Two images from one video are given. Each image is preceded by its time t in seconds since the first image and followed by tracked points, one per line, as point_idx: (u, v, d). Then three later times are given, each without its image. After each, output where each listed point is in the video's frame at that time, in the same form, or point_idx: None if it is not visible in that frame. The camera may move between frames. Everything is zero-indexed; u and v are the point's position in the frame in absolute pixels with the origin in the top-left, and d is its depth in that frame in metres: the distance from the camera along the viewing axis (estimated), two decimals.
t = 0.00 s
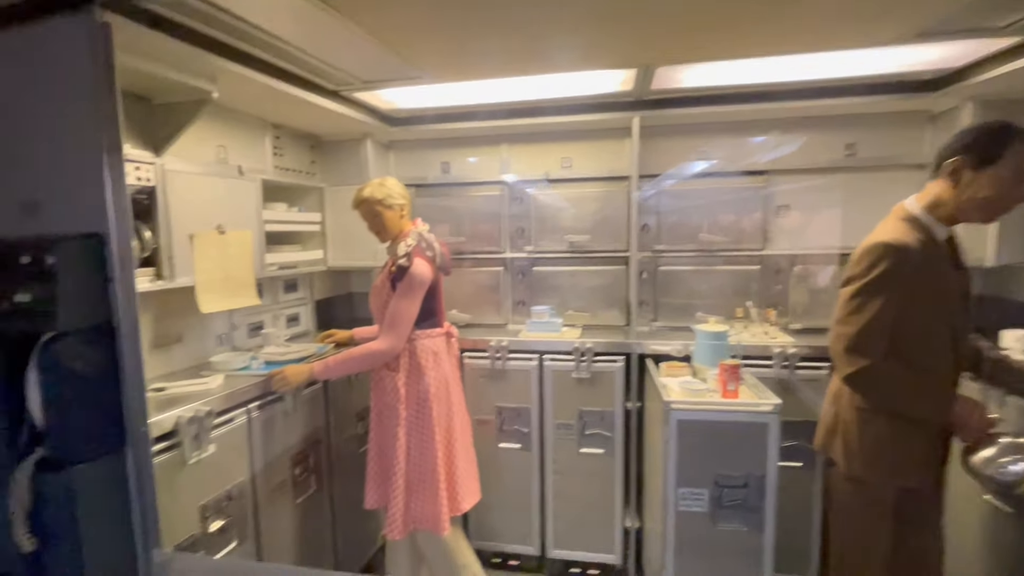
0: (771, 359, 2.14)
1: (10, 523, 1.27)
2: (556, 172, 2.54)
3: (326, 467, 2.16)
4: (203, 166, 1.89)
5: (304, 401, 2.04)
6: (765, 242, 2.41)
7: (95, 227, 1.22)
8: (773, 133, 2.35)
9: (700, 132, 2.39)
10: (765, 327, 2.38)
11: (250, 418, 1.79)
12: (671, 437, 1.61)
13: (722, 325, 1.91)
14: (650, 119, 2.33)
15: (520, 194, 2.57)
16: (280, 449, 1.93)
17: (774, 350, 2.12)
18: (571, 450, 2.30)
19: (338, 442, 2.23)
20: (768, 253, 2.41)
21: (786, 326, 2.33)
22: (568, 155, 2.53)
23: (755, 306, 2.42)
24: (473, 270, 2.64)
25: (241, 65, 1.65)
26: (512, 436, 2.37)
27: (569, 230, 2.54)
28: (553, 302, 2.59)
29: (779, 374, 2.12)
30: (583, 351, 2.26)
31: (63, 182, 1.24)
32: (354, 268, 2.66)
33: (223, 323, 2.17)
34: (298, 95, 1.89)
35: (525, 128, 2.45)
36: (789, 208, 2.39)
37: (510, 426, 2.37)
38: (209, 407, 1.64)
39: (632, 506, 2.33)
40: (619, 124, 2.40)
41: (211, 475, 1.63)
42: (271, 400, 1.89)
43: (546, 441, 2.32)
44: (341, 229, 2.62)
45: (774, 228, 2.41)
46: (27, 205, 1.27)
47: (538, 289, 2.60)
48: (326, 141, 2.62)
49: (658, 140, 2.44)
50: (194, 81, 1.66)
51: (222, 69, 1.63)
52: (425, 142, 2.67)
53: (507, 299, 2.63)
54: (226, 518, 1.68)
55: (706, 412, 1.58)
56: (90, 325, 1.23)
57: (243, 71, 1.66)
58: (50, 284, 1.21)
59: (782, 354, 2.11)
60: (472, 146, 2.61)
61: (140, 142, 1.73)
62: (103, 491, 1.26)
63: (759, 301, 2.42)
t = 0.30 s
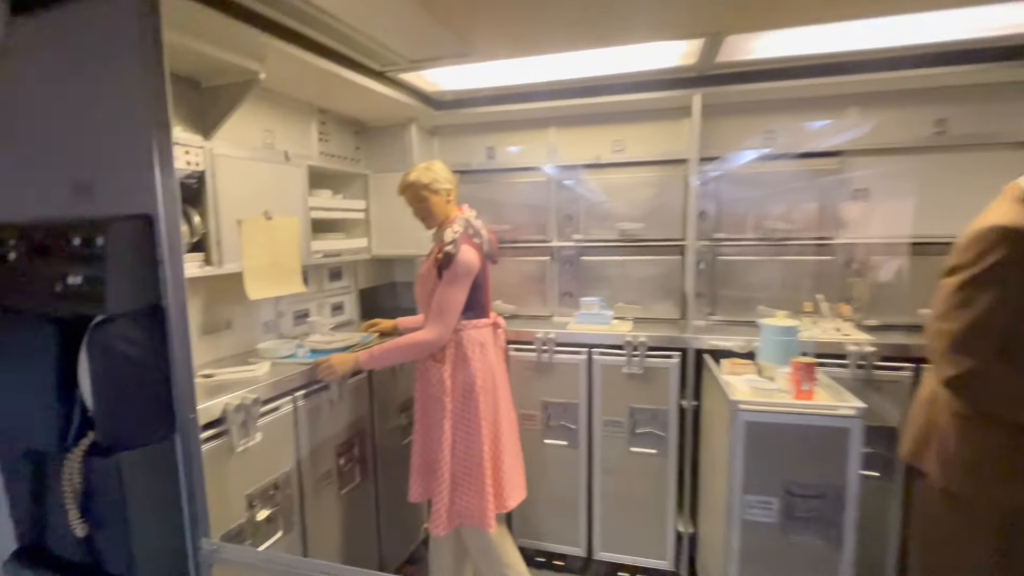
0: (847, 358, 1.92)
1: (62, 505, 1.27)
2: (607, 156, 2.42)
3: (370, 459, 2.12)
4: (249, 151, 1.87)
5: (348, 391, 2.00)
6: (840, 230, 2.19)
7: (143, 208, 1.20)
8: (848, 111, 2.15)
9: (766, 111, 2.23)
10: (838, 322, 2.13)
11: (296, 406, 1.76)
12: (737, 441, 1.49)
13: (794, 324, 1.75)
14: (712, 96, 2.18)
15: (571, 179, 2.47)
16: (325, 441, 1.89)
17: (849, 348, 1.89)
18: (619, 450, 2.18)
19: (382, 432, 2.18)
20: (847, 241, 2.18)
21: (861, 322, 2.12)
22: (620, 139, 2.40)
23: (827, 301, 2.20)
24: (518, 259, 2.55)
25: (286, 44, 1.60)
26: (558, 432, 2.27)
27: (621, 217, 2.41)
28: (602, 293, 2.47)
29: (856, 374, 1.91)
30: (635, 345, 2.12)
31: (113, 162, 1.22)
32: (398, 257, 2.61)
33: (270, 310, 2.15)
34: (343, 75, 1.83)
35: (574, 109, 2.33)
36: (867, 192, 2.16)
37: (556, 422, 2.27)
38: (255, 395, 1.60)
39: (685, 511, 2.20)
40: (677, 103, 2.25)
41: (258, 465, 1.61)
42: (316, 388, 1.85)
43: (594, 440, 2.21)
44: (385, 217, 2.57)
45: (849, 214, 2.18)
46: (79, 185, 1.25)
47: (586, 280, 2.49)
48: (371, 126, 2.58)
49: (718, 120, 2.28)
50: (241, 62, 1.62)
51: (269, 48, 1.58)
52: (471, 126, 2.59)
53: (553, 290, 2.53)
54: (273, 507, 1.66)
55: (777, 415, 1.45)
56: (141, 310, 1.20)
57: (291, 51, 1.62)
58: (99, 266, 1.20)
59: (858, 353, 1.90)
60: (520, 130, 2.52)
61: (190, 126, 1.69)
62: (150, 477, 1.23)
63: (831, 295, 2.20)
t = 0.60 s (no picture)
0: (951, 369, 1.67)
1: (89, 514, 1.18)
2: (670, 140, 2.22)
3: (413, 464, 2.01)
4: (291, 135, 1.76)
5: (391, 391, 1.89)
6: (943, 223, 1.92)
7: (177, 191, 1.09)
8: (951, 86, 1.90)
9: (854, 86, 2.00)
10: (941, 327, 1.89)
11: (337, 408, 1.65)
12: (832, 464, 1.30)
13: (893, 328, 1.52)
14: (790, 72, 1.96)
15: (625, 168, 2.29)
16: (367, 445, 1.78)
17: (955, 358, 1.66)
18: (681, 462, 2.00)
19: (424, 435, 2.06)
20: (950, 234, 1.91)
21: (965, 328, 1.87)
22: (684, 121, 2.20)
23: (926, 302, 1.95)
24: (569, 253, 2.39)
25: (332, 16, 1.47)
26: (612, 441, 2.10)
27: (683, 208, 2.22)
28: (661, 291, 2.28)
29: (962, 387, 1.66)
30: (702, 349, 1.94)
31: (146, 141, 1.12)
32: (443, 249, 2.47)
33: (311, 304, 2.05)
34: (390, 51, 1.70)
35: (633, 89, 2.15)
36: (975, 177, 1.89)
37: (610, 430, 2.10)
38: (296, 397, 1.50)
39: (754, 532, 2.00)
40: (749, 79, 2.04)
41: (297, 471, 1.50)
42: (358, 389, 1.74)
43: (652, 451, 2.04)
44: (429, 207, 2.43)
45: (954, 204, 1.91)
46: (111, 168, 1.16)
47: (643, 276, 2.30)
48: (415, 111, 2.45)
49: (796, 100, 2.07)
50: (282, 35, 1.50)
51: (312, 19, 1.46)
52: (521, 111, 2.44)
53: (606, 287, 2.36)
54: (312, 515, 1.56)
55: (883, 436, 1.26)
56: (174, 303, 1.10)
57: (333, 23, 1.49)
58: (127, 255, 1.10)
59: (967, 363, 1.65)
60: (572, 115, 2.36)
61: (228, 106, 1.61)
62: (180, 487, 1.12)
63: (930, 295, 1.95)
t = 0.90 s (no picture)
0: None
1: (109, 533, 1.08)
2: (742, 125, 2.01)
3: (454, 476, 1.87)
4: (331, 121, 1.64)
5: (432, 399, 1.75)
6: None
7: (205, 177, 0.97)
8: None
9: (957, 62, 1.76)
10: None
11: (376, 417, 1.53)
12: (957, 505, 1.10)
13: (1019, 340, 1.30)
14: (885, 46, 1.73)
15: (693, 156, 2.08)
16: (407, 456, 1.65)
17: None
18: (749, 485, 1.80)
19: (466, 445, 1.92)
20: None
21: None
22: (759, 103, 2.00)
23: None
24: (624, 251, 2.21)
25: None
26: (671, 457, 1.92)
27: (756, 201, 2.00)
28: (727, 294, 2.08)
29: None
30: (777, 359, 1.74)
31: (172, 120, 1.00)
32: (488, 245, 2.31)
33: (349, 303, 1.94)
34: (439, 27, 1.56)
35: (700, 68, 1.96)
36: None
37: (668, 445, 1.91)
38: (332, 406, 1.37)
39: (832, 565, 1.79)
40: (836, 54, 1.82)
41: (332, 486, 1.38)
42: (398, 396, 1.61)
43: (716, 470, 1.84)
44: (474, 201, 2.28)
45: None
46: (135, 152, 1.06)
47: (706, 277, 2.11)
48: (460, 98, 2.32)
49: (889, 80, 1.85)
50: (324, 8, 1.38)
51: None
52: (574, 96, 2.28)
53: (664, 288, 2.17)
54: (349, 533, 1.43)
55: None
56: (202, 303, 1.00)
57: None
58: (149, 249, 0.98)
59: None
60: (630, 100, 2.18)
61: (265, 89, 1.51)
62: (203, 509, 1.01)
63: None
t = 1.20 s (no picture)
0: None
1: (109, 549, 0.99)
2: (811, 108, 1.79)
3: (486, 487, 1.75)
4: (364, 106, 1.53)
5: (464, 404, 1.64)
6: None
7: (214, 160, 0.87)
8: None
9: None
10: None
11: (404, 423, 1.42)
12: None
13: None
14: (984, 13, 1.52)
15: (754, 144, 1.89)
16: (437, 465, 1.54)
17: None
18: (813, 508, 1.62)
19: (499, 453, 1.80)
20: None
21: None
22: (830, 82, 1.81)
23: None
24: (673, 247, 2.05)
25: None
26: (722, 474, 1.75)
27: (826, 191, 1.81)
28: (790, 295, 1.90)
29: None
30: (849, 371, 1.56)
31: (182, 97, 0.90)
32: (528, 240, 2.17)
33: (378, 299, 1.84)
34: None
35: (764, 44, 1.79)
36: None
37: (720, 460, 1.75)
38: (357, 412, 1.27)
39: None
40: (927, 24, 1.61)
41: (356, 498, 1.27)
42: (427, 401, 1.50)
43: (775, 491, 1.67)
44: (512, 192, 2.15)
45: None
46: (144, 132, 0.96)
47: (764, 276, 1.93)
48: (497, 84, 2.19)
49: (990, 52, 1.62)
50: None
51: None
52: (621, 80, 2.13)
53: (716, 288, 2.00)
54: (373, 548, 1.32)
55: None
56: (209, 300, 0.89)
57: None
58: (152, 239, 0.88)
59: None
60: (683, 82, 2.02)
61: (289, 70, 1.41)
62: (210, 527, 0.91)
63: None
